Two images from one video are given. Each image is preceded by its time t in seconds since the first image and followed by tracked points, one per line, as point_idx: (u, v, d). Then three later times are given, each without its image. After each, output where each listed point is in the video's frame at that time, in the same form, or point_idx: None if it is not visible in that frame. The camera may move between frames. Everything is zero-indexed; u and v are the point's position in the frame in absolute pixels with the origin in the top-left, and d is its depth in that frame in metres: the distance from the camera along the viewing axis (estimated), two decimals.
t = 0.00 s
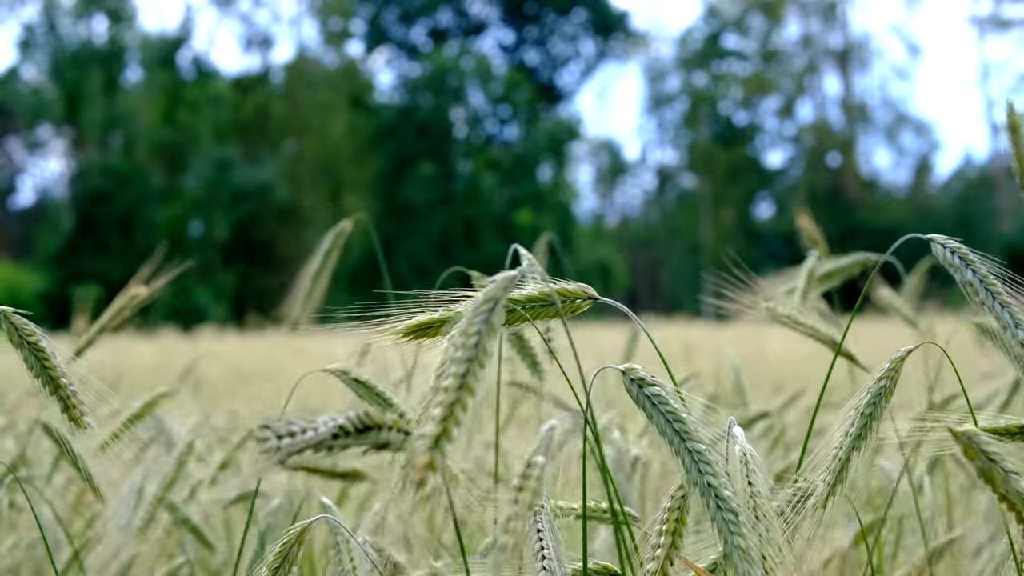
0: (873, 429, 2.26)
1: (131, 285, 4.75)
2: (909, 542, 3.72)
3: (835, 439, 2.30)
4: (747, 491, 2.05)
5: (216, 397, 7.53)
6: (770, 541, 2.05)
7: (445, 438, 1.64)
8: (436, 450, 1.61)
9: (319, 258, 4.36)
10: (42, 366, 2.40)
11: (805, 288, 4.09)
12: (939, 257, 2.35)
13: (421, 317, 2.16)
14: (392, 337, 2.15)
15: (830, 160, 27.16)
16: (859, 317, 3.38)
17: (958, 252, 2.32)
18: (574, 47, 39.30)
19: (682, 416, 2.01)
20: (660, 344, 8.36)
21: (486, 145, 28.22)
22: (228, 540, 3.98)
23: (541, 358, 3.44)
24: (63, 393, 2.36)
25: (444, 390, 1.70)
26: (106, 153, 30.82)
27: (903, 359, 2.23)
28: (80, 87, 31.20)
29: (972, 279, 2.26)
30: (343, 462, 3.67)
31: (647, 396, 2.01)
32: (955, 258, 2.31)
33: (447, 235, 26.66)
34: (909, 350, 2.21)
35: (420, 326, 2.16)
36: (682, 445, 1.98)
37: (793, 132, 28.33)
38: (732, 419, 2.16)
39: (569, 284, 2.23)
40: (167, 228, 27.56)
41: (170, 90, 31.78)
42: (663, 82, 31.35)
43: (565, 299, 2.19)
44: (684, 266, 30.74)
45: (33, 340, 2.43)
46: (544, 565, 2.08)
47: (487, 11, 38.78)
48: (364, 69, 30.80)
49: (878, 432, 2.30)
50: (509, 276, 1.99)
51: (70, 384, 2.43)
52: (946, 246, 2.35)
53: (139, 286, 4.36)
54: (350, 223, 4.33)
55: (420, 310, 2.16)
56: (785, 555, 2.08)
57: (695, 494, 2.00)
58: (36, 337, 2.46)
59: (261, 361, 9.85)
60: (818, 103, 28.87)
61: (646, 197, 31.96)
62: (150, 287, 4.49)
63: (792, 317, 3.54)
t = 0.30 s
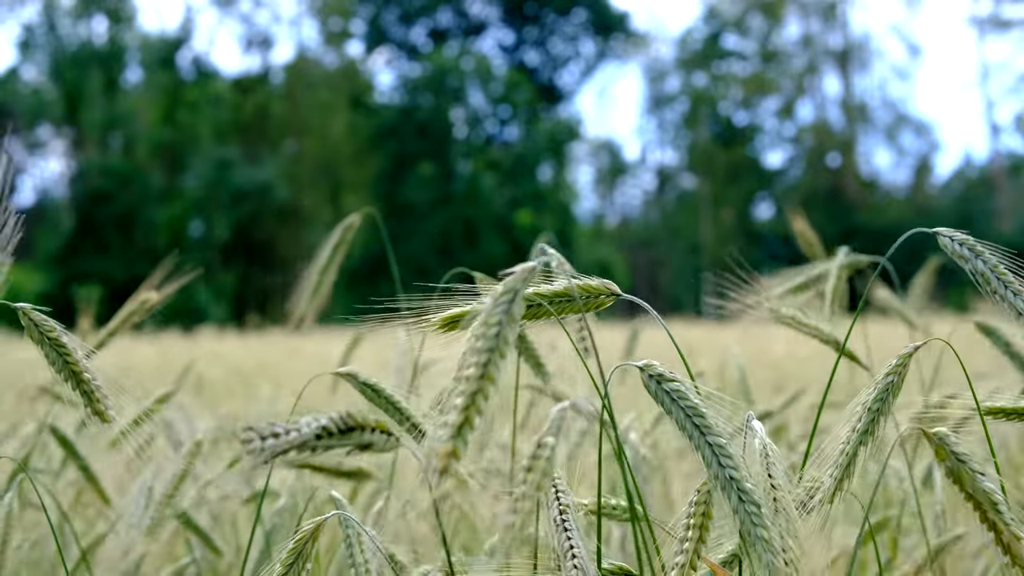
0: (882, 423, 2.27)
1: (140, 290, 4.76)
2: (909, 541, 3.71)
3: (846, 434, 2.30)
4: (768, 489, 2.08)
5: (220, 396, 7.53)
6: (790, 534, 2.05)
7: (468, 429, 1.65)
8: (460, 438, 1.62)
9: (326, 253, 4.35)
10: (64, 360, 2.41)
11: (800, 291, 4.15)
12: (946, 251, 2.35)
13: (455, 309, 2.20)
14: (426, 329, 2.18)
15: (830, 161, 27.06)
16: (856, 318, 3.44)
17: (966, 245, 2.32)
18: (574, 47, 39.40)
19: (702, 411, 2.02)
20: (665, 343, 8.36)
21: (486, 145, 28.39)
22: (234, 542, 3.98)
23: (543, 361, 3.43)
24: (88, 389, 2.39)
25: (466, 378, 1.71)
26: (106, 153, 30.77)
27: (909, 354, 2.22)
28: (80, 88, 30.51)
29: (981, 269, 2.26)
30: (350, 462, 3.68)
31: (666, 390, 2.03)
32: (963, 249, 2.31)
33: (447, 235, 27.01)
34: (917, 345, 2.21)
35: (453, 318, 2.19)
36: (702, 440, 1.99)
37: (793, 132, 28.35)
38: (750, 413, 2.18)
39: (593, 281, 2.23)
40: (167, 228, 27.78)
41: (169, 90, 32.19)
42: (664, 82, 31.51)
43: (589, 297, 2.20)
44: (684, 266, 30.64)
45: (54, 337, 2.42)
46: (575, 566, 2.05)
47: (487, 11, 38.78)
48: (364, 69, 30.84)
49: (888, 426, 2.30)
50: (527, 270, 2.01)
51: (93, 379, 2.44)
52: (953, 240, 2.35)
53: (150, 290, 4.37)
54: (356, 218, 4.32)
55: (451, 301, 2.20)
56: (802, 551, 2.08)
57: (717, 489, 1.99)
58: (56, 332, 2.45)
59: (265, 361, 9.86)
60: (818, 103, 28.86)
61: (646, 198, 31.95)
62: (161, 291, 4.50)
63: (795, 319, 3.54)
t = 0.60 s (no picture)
0: (896, 419, 2.30)
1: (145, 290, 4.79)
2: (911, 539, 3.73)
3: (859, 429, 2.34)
4: (794, 479, 2.10)
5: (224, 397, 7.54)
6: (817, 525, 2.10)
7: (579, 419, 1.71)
8: (578, 425, 1.69)
9: (325, 249, 4.39)
10: (87, 353, 2.51)
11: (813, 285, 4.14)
12: (956, 249, 2.36)
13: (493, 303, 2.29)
14: (463, 324, 2.27)
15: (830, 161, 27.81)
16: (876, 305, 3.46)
17: (979, 243, 2.33)
18: (574, 47, 39.47)
19: (728, 406, 2.04)
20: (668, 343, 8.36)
21: (486, 145, 29.04)
22: (238, 543, 4.00)
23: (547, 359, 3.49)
24: (109, 379, 2.51)
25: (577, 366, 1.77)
26: (105, 153, 30.76)
27: (922, 350, 2.23)
28: (80, 88, 31.23)
29: (992, 267, 2.27)
30: (356, 462, 3.69)
31: (695, 391, 2.04)
32: (975, 248, 2.32)
33: (447, 235, 27.16)
34: (929, 341, 2.23)
35: (492, 312, 2.28)
36: (728, 435, 2.03)
37: (792, 132, 28.44)
38: (776, 407, 2.23)
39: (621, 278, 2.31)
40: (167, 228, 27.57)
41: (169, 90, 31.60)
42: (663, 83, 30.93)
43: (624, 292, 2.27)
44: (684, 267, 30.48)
45: (74, 329, 2.54)
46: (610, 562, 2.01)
47: (487, 11, 38.84)
48: (364, 69, 30.84)
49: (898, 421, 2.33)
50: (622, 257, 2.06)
51: (113, 369, 2.55)
52: (965, 238, 2.37)
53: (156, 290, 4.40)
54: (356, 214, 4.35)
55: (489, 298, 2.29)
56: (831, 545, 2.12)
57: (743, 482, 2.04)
58: (75, 324, 2.57)
59: (268, 361, 9.87)
60: (818, 103, 28.90)
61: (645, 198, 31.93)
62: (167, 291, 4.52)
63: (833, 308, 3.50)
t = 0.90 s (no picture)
0: (903, 415, 2.32)
1: (144, 288, 4.79)
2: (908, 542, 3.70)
3: (869, 426, 2.35)
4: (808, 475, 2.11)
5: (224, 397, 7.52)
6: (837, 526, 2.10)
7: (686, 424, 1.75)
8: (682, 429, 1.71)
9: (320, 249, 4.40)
10: (108, 353, 2.60)
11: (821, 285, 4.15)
12: (965, 252, 2.37)
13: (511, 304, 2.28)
14: (479, 325, 2.27)
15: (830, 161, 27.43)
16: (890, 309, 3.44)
17: (987, 247, 2.35)
18: (574, 47, 39.49)
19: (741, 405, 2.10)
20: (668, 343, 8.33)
21: (486, 145, 28.09)
22: (237, 544, 3.99)
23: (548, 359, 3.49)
24: (131, 381, 2.59)
25: (677, 371, 1.79)
26: (106, 153, 30.83)
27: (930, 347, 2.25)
28: (80, 88, 31.45)
29: (1002, 270, 2.27)
30: (354, 462, 3.69)
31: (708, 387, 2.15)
32: (984, 251, 2.33)
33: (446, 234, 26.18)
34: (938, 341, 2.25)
35: (509, 314, 2.28)
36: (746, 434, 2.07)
37: (793, 133, 28.48)
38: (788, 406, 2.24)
39: (635, 278, 2.34)
40: (167, 229, 27.94)
41: (170, 91, 31.91)
42: (663, 83, 31.62)
43: (635, 291, 2.30)
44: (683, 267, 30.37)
45: (96, 332, 2.61)
46: (620, 560, 2.04)
47: (487, 12, 38.87)
48: (364, 69, 30.81)
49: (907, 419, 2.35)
50: (714, 257, 2.09)
51: (136, 370, 2.64)
52: (973, 242, 2.37)
53: (154, 289, 4.39)
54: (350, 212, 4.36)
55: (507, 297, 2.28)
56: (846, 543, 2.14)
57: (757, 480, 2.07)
58: (98, 327, 2.64)
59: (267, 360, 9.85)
60: (818, 103, 28.90)
61: (645, 197, 31.91)
62: (164, 291, 4.52)
63: (839, 309, 3.52)
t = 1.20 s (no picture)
0: (938, 419, 2.30)
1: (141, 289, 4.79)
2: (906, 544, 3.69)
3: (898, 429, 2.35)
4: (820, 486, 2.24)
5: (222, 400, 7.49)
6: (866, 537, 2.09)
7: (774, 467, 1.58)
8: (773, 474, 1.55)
9: (313, 250, 4.40)
10: (121, 358, 2.60)
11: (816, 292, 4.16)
12: (977, 259, 2.37)
13: (515, 294, 2.40)
14: (487, 312, 2.39)
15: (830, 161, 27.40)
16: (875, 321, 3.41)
17: (998, 253, 2.33)
18: (574, 47, 39.49)
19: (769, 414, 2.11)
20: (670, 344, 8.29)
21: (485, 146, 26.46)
22: (230, 546, 4.00)
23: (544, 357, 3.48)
24: (143, 385, 2.58)
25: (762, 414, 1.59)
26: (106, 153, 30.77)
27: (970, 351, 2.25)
28: (80, 88, 31.42)
29: (1014, 282, 2.26)
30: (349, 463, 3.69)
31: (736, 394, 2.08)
32: (995, 259, 2.32)
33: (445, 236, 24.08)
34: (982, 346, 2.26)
35: (513, 303, 2.39)
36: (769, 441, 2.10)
37: (793, 133, 28.51)
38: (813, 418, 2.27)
39: (650, 270, 2.39)
40: (167, 229, 27.99)
41: (170, 91, 31.76)
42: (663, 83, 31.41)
43: (649, 284, 2.35)
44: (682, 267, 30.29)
45: (109, 335, 2.63)
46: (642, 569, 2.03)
47: (487, 12, 38.87)
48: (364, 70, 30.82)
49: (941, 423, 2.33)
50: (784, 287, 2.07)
51: (149, 376, 2.63)
52: (984, 248, 2.37)
53: (151, 288, 4.40)
54: (342, 215, 4.35)
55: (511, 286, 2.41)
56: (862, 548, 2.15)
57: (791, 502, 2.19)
58: (111, 331, 2.66)
59: (265, 362, 9.84)
60: (818, 103, 28.89)
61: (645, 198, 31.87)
62: (162, 290, 4.53)
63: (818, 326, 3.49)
